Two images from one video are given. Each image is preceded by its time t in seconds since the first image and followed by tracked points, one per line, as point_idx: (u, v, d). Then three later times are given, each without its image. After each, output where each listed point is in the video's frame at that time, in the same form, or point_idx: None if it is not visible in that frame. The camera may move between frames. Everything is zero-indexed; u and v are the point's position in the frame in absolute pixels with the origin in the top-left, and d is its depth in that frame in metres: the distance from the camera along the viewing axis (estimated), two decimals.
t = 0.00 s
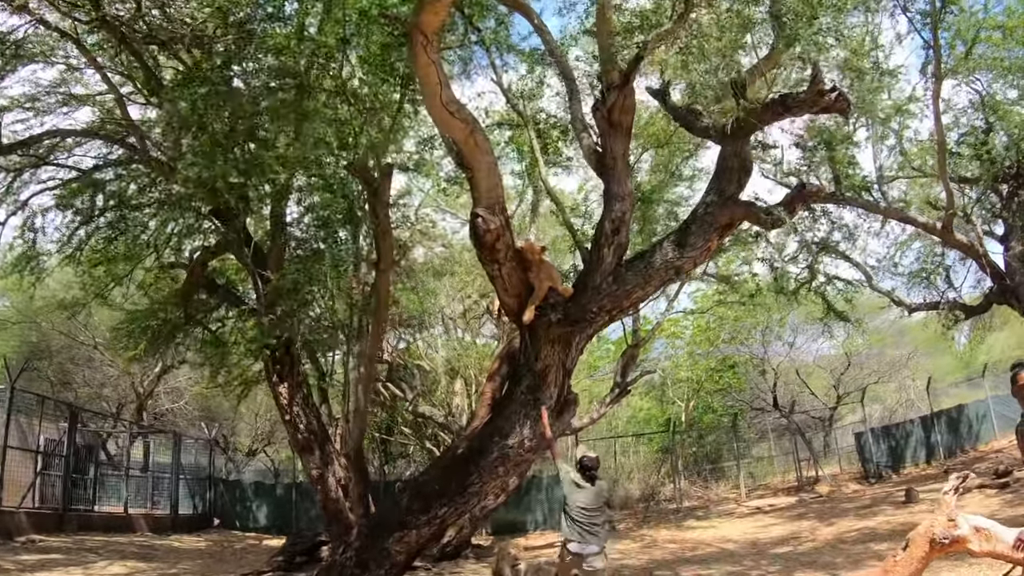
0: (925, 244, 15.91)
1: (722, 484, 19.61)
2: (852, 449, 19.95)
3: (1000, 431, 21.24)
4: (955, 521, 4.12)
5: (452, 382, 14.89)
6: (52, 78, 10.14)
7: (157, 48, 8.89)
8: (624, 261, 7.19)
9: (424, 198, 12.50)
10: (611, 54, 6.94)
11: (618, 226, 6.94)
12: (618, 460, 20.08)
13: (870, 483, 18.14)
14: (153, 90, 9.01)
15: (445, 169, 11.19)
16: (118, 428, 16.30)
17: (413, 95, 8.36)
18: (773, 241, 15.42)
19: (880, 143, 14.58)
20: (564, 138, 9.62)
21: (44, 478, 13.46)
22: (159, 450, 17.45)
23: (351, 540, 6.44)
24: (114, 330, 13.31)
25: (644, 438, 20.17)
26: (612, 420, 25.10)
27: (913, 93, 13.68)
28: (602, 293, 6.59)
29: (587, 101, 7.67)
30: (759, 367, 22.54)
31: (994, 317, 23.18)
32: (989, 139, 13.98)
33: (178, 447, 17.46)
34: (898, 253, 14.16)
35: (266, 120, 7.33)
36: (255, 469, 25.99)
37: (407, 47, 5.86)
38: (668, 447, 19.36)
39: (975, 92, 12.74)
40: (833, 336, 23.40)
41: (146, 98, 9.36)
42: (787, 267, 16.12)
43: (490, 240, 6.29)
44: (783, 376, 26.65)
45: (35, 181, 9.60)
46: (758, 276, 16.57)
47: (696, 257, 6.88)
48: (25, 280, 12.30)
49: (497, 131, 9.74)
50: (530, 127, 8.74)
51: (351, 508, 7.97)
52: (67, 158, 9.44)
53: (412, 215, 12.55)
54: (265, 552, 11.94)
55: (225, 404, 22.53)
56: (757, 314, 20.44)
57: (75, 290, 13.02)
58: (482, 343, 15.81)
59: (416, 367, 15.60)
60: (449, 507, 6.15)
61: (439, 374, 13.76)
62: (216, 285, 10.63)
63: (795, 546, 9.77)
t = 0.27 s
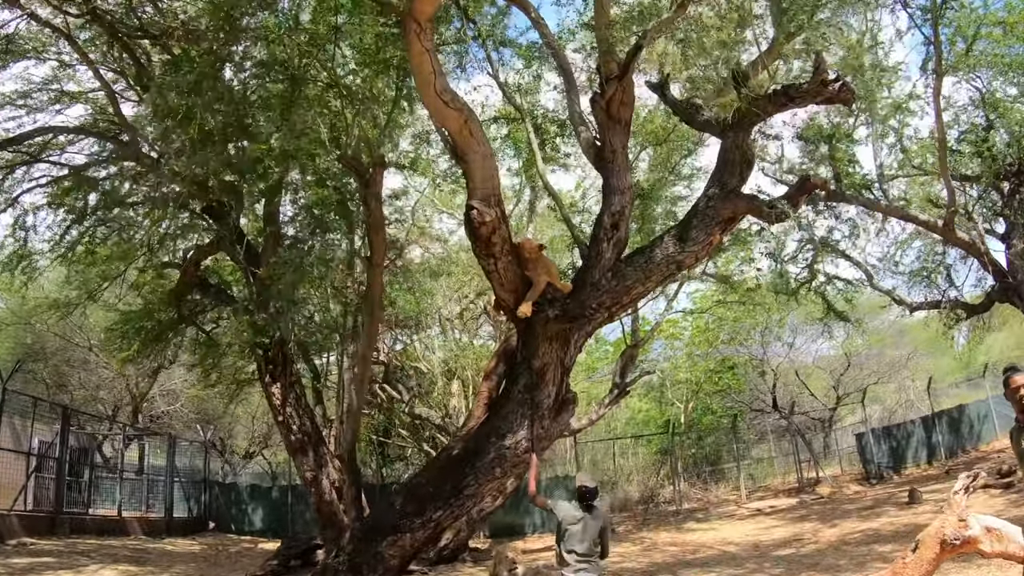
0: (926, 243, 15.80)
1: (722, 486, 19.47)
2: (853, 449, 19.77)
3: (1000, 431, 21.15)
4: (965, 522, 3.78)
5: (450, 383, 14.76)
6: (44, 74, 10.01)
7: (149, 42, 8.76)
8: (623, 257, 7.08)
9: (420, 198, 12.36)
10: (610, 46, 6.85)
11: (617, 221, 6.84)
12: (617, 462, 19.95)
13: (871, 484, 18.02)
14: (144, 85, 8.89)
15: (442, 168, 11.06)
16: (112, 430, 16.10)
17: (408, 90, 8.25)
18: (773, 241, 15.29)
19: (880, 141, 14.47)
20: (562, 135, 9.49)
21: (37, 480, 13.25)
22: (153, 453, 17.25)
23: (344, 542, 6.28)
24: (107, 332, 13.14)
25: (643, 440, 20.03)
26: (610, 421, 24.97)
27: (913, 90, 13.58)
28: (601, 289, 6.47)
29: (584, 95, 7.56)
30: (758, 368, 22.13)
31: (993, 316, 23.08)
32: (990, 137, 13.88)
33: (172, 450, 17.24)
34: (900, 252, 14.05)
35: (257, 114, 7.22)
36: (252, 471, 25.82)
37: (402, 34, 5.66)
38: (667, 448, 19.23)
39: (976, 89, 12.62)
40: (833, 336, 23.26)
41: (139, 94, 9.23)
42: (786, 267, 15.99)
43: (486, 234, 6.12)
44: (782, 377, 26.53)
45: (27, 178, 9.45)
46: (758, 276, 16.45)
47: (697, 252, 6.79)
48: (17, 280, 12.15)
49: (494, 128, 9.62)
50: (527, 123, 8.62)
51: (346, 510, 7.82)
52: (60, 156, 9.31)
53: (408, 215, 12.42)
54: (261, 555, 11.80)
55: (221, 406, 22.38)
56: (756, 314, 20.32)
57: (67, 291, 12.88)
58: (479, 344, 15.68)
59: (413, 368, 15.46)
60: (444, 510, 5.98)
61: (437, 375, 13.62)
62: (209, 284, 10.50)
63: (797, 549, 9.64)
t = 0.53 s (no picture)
0: (931, 243, 15.60)
1: (727, 491, 19.26)
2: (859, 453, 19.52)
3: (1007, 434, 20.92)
4: (981, 527, 3.87)
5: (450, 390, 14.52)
6: (39, 77, 9.91)
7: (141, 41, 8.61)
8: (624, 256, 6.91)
9: (418, 200, 12.19)
10: (608, 40, 6.77)
11: (617, 219, 6.71)
12: (620, 467, 19.73)
13: (878, 488, 17.76)
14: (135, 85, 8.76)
15: (440, 169, 10.91)
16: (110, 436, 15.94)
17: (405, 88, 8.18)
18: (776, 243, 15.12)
19: (883, 141, 14.29)
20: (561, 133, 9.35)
21: (32, 488, 13.02)
22: (152, 460, 17.08)
23: (336, 552, 6.09)
24: (104, 338, 12.97)
25: (646, 445, 19.81)
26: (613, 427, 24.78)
27: (916, 88, 13.42)
28: (601, 289, 6.33)
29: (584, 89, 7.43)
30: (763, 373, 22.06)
31: (998, 318, 22.87)
32: (995, 135, 13.70)
33: (170, 456, 17.01)
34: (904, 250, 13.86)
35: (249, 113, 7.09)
36: (253, 480, 25.65)
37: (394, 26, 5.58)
38: (670, 453, 19.03)
39: (980, 86, 12.46)
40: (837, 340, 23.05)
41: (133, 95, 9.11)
42: (790, 268, 15.80)
43: (479, 230, 5.99)
44: (786, 381, 26.30)
45: (20, 180, 9.31)
46: (761, 278, 16.28)
47: (700, 252, 6.63)
48: (13, 287, 12.02)
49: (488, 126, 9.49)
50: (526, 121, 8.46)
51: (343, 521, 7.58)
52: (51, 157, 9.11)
53: (407, 219, 12.25)
54: (258, 565, 11.61)
55: (221, 414, 22.21)
56: (760, 315, 20.11)
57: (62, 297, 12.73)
58: (480, 349, 15.50)
59: (413, 374, 15.29)
60: (439, 519, 5.78)
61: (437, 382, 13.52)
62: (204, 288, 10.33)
63: (805, 556, 9.42)
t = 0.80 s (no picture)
0: (937, 243, 15.42)
1: (732, 495, 19.06)
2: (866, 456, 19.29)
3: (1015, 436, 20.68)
4: (998, 533, 4.05)
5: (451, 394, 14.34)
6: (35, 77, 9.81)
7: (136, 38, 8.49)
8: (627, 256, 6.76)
9: (418, 201, 12.03)
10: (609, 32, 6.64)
11: (619, 216, 6.57)
12: (624, 471, 19.53)
13: (885, 492, 17.54)
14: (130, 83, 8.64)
15: (440, 169, 10.76)
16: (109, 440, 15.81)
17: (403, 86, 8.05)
18: (781, 243, 14.92)
19: (889, 139, 14.12)
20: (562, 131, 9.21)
21: (28, 492, 12.87)
22: (151, 464, 16.94)
23: (331, 560, 5.91)
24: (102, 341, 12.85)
25: (650, 449, 19.59)
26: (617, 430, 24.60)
27: (922, 86, 13.26)
28: (603, 288, 6.17)
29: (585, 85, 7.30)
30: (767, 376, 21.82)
31: (1005, 319, 22.66)
32: (1001, 132, 13.53)
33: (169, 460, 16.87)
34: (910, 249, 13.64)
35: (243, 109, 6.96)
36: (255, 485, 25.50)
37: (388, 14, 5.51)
38: (675, 457, 18.83)
39: (987, 82, 12.28)
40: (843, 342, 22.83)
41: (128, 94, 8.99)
42: (795, 270, 15.62)
43: (476, 225, 5.84)
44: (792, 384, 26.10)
45: (14, 181, 9.19)
46: (766, 280, 16.11)
47: (704, 250, 6.47)
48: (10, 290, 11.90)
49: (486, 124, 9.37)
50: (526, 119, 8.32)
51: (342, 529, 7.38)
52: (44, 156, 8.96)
53: (408, 220, 12.11)
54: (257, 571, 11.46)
55: (222, 419, 22.08)
56: (765, 317, 19.93)
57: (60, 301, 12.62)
58: (482, 352, 15.34)
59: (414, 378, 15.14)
60: (436, 526, 5.60)
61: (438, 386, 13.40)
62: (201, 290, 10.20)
63: (813, 562, 9.23)
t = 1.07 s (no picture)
0: (944, 241, 15.23)
1: (736, 496, 18.88)
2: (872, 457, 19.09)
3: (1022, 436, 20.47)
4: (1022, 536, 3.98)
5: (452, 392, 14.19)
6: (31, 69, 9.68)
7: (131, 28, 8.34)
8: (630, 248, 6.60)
9: (418, 197, 11.87)
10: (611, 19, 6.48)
11: (622, 207, 6.42)
12: (627, 471, 19.36)
13: (891, 493, 17.34)
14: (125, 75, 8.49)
15: (440, 164, 10.61)
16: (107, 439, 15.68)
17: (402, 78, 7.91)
18: (786, 241, 14.74)
19: (895, 136, 13.94)
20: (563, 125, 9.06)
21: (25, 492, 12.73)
22: (151, 464, 16.81)
23: (325, 562, 5.74)
24: (100, 339, 12.72)
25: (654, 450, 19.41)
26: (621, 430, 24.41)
27: (929, 81, 13.09)
28: (605, 280, 6.02)
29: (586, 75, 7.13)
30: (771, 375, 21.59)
31: (1011, 319, 22.45)
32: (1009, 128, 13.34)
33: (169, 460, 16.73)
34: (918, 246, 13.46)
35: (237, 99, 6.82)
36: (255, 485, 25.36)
37: None
38: (678, 457, 18.66)
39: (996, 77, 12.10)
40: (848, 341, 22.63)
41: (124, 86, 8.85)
42: (800, 268, 15.45)
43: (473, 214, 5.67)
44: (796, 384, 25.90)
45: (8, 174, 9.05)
46: (771, 278, 15.94)
47: (710, 242, 6.32)
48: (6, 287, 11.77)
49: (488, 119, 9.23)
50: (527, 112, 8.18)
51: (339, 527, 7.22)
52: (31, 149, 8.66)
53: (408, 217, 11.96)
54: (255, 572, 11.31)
55: (223, 418, 21.95)
56: (770, 315, 19.74)
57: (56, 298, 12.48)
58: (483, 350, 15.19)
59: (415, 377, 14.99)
60: (432, 527, 5.44)
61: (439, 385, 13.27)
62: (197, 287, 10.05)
63: (820, 563, 9.05)
